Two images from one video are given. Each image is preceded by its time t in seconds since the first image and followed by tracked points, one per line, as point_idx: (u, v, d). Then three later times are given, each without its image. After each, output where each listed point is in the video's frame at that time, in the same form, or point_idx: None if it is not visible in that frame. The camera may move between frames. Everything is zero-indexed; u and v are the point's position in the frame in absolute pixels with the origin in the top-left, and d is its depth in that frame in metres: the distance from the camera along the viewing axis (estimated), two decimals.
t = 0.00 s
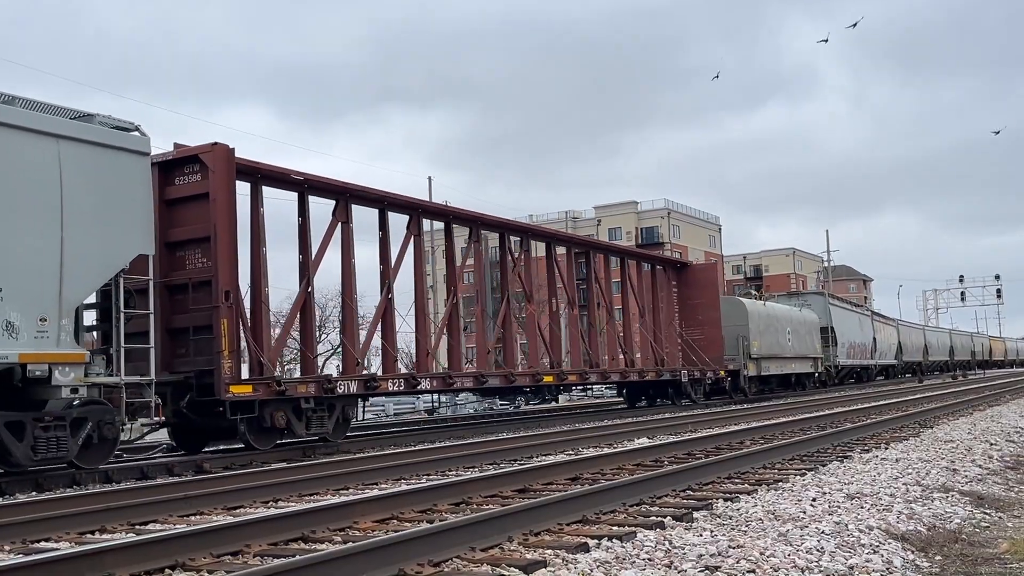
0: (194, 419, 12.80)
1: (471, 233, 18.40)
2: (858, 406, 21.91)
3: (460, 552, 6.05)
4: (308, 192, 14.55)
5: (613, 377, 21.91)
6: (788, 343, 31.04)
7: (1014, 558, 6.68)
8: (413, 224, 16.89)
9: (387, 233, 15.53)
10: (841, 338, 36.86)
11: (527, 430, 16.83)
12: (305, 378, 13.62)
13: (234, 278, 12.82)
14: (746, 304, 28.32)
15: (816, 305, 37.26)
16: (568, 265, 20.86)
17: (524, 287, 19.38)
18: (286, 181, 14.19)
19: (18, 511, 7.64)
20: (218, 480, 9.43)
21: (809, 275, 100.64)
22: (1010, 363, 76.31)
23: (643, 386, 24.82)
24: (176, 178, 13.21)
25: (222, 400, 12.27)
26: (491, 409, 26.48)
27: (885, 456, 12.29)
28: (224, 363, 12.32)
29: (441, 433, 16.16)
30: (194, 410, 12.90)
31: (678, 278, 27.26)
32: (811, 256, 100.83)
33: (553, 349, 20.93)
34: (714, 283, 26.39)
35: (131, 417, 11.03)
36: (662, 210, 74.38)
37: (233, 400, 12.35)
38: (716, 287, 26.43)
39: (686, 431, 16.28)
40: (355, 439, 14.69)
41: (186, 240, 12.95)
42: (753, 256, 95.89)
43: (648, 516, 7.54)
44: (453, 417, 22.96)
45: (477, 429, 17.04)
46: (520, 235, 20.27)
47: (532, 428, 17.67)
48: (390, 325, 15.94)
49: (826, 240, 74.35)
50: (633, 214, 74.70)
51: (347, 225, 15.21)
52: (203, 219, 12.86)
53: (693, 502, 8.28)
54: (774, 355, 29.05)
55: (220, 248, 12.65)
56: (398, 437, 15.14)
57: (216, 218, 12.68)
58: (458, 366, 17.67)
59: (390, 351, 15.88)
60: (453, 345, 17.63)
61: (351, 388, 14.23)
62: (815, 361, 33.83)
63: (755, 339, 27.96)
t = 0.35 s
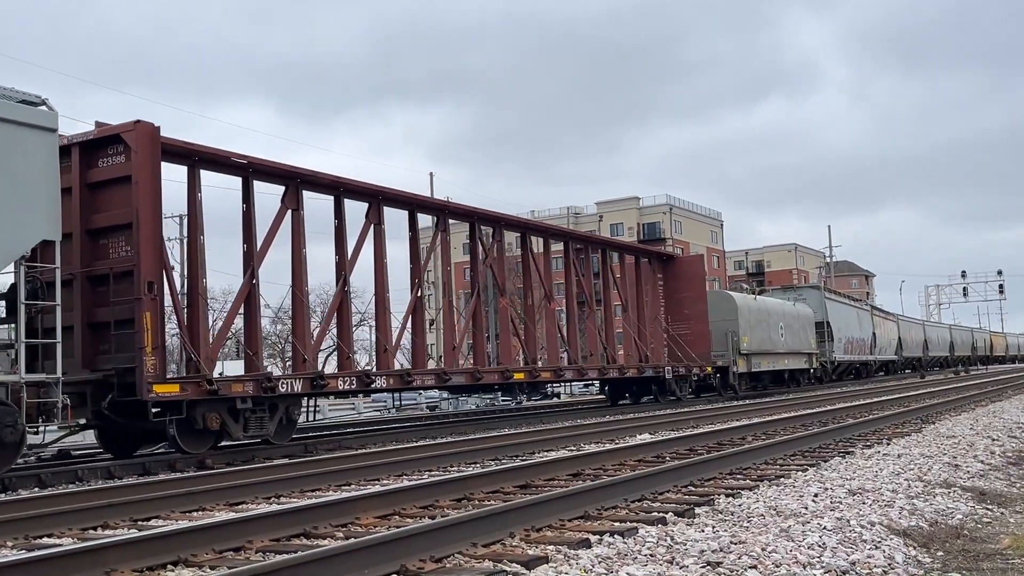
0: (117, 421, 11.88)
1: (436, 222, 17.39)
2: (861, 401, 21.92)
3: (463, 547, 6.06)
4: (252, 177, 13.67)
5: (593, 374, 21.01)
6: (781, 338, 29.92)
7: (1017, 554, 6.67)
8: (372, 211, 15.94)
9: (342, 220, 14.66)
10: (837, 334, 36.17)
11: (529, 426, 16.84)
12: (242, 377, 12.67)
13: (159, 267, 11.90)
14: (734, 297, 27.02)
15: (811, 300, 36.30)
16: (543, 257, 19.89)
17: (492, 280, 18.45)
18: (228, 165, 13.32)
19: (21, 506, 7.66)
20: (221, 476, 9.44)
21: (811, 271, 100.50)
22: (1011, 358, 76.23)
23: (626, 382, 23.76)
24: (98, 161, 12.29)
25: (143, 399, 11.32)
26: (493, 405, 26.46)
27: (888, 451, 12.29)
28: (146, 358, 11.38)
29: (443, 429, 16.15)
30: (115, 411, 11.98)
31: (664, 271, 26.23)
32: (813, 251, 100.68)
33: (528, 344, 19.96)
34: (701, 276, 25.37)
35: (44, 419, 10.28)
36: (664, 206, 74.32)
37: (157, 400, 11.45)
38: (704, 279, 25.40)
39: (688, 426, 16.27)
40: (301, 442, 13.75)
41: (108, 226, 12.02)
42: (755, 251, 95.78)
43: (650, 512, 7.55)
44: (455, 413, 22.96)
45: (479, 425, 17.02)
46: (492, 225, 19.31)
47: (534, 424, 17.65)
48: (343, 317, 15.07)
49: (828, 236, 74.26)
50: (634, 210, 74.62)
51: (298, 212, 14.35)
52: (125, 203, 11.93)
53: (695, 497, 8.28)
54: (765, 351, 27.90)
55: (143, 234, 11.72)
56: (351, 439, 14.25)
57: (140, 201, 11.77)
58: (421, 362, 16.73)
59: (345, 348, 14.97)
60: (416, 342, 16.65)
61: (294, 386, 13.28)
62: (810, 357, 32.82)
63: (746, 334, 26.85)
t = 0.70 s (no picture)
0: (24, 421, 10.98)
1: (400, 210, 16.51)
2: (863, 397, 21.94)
3: (464, 543, 6.06)
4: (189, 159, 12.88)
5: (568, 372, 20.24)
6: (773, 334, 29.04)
7: (1019, 550, 6.67)
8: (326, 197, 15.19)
9: (292, 208, 13.96)
10: (834, 329, 35.41)
11: (530, 423, 16.84)
12: (168, 375, 11.56)
13: (71, 256, 10.92)
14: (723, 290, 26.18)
15: (806, 295, 35.29)
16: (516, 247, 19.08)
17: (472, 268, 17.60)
18: (161, 145, 12.53)
19: (24, 502, 7.67)
20: (223, 472, 9.46)
21: (813, 267, 100.42)
22: (1012, 355, 76.21)
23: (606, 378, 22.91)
24: (8, 140, 11.32)
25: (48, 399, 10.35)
26: (495, 401, 26.47)
27: (890, 447, 12.29)
28: (51, 354, 10.44)
29: (445, 425, 16.14)
30: (26, 413, 11.10)
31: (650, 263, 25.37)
32: (815, 248, 100.59)
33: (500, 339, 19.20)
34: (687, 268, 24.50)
35: None
36: (666, 202, 74.26)
37: (66, 401, 10.46)
38: (690, 272, 24.54)
39: (689, 423, 16.26)
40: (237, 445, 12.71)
41: (16, 211, 11.05)
42: (757, 248, 95.74)
43: (652, 508, 7.55)
44: (457, 409, 22.94)
45: (481, 421, 17.01)
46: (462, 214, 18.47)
47: (534, 420, 17.63)
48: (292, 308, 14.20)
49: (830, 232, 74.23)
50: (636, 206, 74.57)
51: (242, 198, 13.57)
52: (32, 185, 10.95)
53: (697, 493, 8.28)
54: (754, 347, 27.02)
55: (51, 219, 10.72)
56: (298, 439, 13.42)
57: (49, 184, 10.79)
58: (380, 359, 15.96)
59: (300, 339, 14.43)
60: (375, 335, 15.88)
61: (227, 384, 12.38)
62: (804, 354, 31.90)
63: (735, 330, 26.00)
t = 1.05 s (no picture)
0: None
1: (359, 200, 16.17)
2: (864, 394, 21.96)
3: (465, 540, 6.07)
4: (117, 141, 12.16)
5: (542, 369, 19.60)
6: (762, 330, 28.41)
7: (1020, 546, 6.68)
8: (164, 163, 12.77)
9: (232, 194, 13.26)
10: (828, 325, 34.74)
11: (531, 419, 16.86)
12: (80, 376, 10.72)
13: None
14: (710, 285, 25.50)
15: (800, 290, 34.58)
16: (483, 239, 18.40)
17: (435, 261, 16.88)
18: (86, 127, 11.81)
19: (25, 499, 7.67)
20: (225, 468, 9.47)
21: (815, 264, 100.36)
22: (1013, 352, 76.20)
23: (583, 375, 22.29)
24: None
25: None
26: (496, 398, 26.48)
27: (891, 444, 12.30)
28: None
29: (446, 422, 16.14)
30: None
31: (631, 258, 24.88)
32: (817, 245, 100.53)
33: (468, 334, 18.48)
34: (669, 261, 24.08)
35: None
36: (668, 199, 74.19)
37: None
38: (673, 266, 24.14)
39: (691, 420, 16.27)
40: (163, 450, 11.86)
41: None
42: (758, 244, 95.74)
43: (653, 504, 7.56)
44: (458, 406, 22.95)
45: (481, 418, 17.01)
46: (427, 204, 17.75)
47: (534, 416, 17.65)
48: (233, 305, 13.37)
49: (831, 229, 74.20)
50: (638, 203, 74.57)
51: (176, 182, 12.85)
52: None
53: (699, 490, 8.29)
54: (742, 344, 26.35)
55: None
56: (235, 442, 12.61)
57: None
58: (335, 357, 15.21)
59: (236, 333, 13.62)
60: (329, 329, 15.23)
61: (149, 385, 11.36)
62: (796, 351, 31.30)
63: (723, 327, 25.38)
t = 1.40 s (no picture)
0: None
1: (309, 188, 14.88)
2: (864, 393, 21.92)
3: (464, 539, 6.07)
4: (27, 120, 10.98)
5: (508, 370, 18.44)
6: (750, 329, 27.59)
7: (1019, 546, 6.67)
8: (83, 145, 11.66)
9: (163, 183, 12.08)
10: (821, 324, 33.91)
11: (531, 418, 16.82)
12: None
13: None
14: (695, 282, 24.74)
15: (791, 287, 33.78)
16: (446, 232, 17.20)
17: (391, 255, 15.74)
18: None
19: (24, 497, 7.67)
20: (225, 467, 9.47)
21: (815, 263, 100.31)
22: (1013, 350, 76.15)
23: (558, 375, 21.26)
24: None
25: None
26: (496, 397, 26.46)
27: (890, 443, 12.28)
28: None
29: (444, 420, 16.13)
30: None
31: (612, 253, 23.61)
32: (817, 244, 100.47)
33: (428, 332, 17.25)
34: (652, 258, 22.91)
35: None
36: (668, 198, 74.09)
37: None
38: (653, 262, 22.86)
39: (691, 419, 16.24)
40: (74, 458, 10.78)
41: None
42: (759, 244, 95.74)
43: (653, 504, 7.55)
44: (457, 404, 22.94)
45: (479, 416, 16.98)
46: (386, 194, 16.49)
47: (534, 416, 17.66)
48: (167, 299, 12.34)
49: (831, 228, 74.14)
50: (638, 202, 74.52)
51: (99, 166, 11.81)
52: None
53: (698, 489, 8.27)
54: (728, 342, 25.57)
55: None
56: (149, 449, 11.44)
57: None
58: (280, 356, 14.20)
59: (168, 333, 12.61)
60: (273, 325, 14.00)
61: (52, 387, 10.34)
62: (786, 350, 30.47)
63: (708, 325, 24.58)
